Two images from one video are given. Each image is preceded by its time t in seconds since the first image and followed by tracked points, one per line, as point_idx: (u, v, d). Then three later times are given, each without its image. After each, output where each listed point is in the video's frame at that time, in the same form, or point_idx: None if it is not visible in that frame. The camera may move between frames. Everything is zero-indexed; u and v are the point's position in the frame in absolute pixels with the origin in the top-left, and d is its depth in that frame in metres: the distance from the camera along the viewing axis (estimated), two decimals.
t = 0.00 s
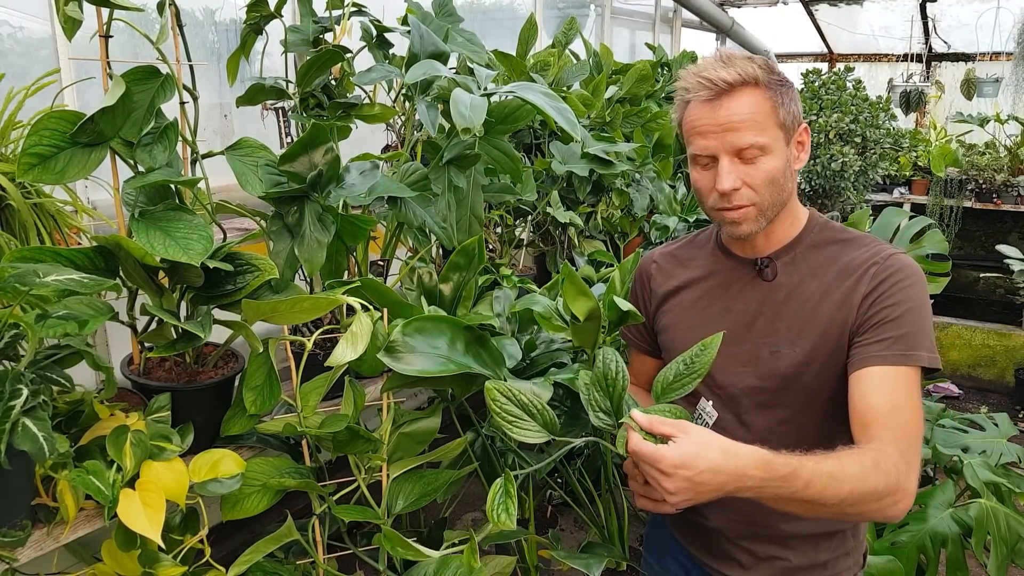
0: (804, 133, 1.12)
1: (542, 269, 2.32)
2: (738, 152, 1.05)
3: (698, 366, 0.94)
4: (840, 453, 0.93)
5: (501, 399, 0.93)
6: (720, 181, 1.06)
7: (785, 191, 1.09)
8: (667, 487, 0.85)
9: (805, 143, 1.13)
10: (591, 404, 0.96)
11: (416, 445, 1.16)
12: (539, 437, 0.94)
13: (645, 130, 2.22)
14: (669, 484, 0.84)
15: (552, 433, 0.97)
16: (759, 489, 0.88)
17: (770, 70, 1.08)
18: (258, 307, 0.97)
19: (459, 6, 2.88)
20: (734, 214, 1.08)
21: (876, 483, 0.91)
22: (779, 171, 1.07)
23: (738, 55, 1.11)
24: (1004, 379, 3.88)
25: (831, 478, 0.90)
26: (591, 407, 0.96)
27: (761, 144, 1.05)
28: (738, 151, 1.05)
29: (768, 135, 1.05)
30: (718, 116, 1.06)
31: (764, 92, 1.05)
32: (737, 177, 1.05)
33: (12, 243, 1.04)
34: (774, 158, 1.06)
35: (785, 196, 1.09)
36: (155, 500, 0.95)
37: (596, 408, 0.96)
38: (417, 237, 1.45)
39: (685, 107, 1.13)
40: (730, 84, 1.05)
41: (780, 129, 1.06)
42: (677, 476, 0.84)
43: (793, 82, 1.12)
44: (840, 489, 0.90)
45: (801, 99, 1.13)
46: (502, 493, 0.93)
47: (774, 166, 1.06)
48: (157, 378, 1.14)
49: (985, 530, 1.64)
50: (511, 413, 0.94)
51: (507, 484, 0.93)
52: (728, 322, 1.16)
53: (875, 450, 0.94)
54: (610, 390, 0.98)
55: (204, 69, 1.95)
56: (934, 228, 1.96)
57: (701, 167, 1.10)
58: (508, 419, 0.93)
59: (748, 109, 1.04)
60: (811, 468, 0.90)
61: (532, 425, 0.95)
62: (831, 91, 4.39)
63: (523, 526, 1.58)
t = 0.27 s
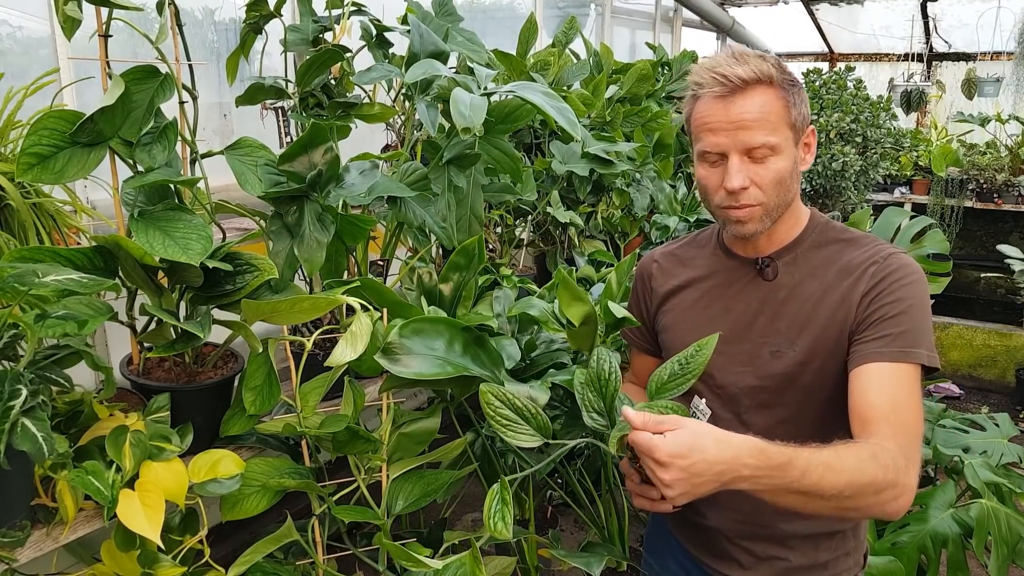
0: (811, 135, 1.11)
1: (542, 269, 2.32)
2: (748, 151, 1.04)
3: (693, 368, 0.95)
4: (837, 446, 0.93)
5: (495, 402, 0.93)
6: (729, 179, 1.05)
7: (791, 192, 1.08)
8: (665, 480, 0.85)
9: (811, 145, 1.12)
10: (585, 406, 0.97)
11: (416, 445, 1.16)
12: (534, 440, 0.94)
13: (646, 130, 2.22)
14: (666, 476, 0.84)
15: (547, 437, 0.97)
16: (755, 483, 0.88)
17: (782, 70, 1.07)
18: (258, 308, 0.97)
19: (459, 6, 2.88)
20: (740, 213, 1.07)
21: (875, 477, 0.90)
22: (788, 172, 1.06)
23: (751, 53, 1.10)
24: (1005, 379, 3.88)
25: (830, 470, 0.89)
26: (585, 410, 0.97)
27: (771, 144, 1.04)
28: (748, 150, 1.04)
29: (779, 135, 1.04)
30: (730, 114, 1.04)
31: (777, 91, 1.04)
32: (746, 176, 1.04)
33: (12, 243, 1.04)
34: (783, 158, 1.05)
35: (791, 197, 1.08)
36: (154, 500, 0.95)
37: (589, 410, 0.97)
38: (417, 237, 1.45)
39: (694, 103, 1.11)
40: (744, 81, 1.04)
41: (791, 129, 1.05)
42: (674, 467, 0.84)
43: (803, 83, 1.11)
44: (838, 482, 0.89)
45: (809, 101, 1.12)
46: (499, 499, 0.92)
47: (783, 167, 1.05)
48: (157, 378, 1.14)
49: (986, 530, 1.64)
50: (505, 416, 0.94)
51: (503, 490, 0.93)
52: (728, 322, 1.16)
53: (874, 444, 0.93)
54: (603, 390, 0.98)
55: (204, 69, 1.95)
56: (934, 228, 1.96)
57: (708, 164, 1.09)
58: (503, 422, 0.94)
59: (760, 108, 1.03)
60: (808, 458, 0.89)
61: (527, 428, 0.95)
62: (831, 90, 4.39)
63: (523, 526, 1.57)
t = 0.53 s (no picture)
0: (816, 137, 1.11)
1: (542, 269, 2.32)
2: (752, 152, 1.04)
3: (690, 368, 0.94)
4: (848, 458, 0.93)
5: (492, 404, 0.93)
6: (733, 182, 1.05)
7: (794, 194, 1.08)
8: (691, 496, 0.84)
9: (816, 146, 1.12)
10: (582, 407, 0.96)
11: (416, 445, 1.16)
12: (530, 441, 0.94)
13: (646, 130, 2.22)
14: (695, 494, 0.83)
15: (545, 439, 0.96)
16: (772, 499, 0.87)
17: (789, 71, 1.07)
18: (258, 308, 0.97)
19: (459, 6, 2.88)
20: (742, 214, 1.07)
21: (880, 491, 0.90)
22: (791, 174, 1.06)
23: (758, 52, 1.09)
24: (1005, 380, 3.88)
25: (843, 484, 0.89)
26: (582, 410, 0.97)
27: (776, 146, 1.03)
28: (752, 152, 1.04)
29: (784, 137, 1.04)
30: (736, 115, 1.04)
31: (784, 93, 1.04)
32: (749, 178, 1.04)
33: (12, 243, 1.04)
34: (787, 160, 1.05)
35: (793, 199, 1.08)
36: (155, 500, 0.95)
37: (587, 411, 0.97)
38: (417, 237, 1.45)
39: (699, 102, 1.11)
40: (751, 82, 1.03)
41: (796, 132, 1.05)
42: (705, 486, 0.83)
43: (809, 84, 1.10)
44: (850, 495, 0.89)
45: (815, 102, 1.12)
46: (497, 500, 0.92)
47: (786, 169, 1.05)
48: (157, 378, 1.14)
49: (986, 530, 1.64)
50: (502, 417, 0.94)
51: (501, 491, 0.93)
52: (728, 322, 1.16)
53: (882, 454, 0.93)
54: (601, 392, 0.98)
55: (204, 69, 1.95)
56: (934, 228, 1.96)
57: (712, 165, 1.09)
58: (501, 424, 0.93)
59: (767, 109, 1.02)
60: (823, 473, 0.89)
61: (523, 430, 0.95)
62: (831, 90, 4.39)
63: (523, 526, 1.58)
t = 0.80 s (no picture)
0: (814, 139, 1.11)
1: (542, 269, 2.32)
2: (749, 154, 1.04)
3: (687, 366, 0.96)
4: (872, 484, 1.01)
5: (490, 403, 0.94)
6: (728, 183, 1.05)
7: (791, 196, 1.08)
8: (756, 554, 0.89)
9: (814, 149, 1.12)
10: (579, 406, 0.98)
11: (416, 444, 1.16)
12: (530, 439, 0.94)
13: (645, 130, 2.22)
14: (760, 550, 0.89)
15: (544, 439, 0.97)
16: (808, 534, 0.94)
17: (786, 73, 1.07)
18: (258, 307, 0.97)
19: (459, 6, 2.88)
20: (738, 216, 1.07)
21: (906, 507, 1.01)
22: (788, 176, 1.06)
23: (755, 54, 1.09)
24: (1004, 380, 3.88)
25: (874, 516, 0.98)
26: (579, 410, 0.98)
27: (772, 148, 1.04)
28: (748, 154, 1.04)
29: (780, 140, 1.04)
30: (732, 117, 1.04)
31: (780, 95, 1.04)
32: (745, 180, 1.05)
33: (13, 243, 1.04)
34: (783, 162, 1.05)
35: (790, 201, 1.08)
36: (155, 500, 0.95)
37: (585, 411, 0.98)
38: (417, 237, 1.45)
39: (696, 104, 1.11)
40: (747, 84, 1.03)
41: (792, 134, 1.05)
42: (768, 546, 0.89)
43: (808, 87, 1.10)
44: (878, 521, 0.99)
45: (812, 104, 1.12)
46: (494, 499, 0.93)
47: (782, 172, 1.05)
48: (157, 378, 1.14)
49: (985, 530, 1.64)
50: (501, 416, 0.94)
51: (497, 490, 0.94)
52: (730, 323, 1.16)
53: (902, 471, 1.02)
54: (598, 391, 1.00)
55: (204, 69, 1.95)
56: (934, 228, 1.96)
57: (708, 167, 1.09)
58: (500, 423, 0.94)
59: (763, 112, 1.03)
60: (858, 513, 0.97)
61: (522, 428, 0.96)
62: (831, 91, 4.39)
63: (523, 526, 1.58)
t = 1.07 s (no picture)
0: (817, 142, 1.11)
1: (542, 269, 2.32)
2: (752, 161, 1.04)
3: (693, 368, 0.97)
4: (890, 480, 1.06)
5: (493, 405, 0.94)
6: (732, 189, 1.05)
7: (794, 200, 1.08)
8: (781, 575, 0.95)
9: (818, 151, 1.12)
10: (584, 406, 0.99)
11: (416, 444, 1.16)
12: (531, 440, 0.94)
13: (645, 130, 2.22)
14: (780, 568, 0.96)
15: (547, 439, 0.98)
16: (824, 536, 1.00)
17: (791, 77, 1.06)
18: (258, 308, 0.97)
19: (459, 6, 2.88)
20: (741, 221, 1.07)
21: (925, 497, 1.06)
22: (791, 182, 1.06)
23: (759, 57, 1.09)
24: (1004, 380, 3.88)
25: (892, 512, 1.04)
26: (582, 410, 0.98)
27: (776, 155, 1.04)
28: (752, 160, 1.04)
29: (783, 146, 1.04)
30: (735, 124, 1.04)
31: (783, 101, 1.04)
32: (748, 186, 1.05)
33: (13, 243, 1.04)
34: (787, 168, 1.05)
35: (793, 205, 1.08)
36: (155, 500, 0.95)
37: (588, 411, 0.99)
38: (417, 237, 1.45)
39: (699, 108, 1.10)
40: (751, 90, 1.03)
41: (796, 139, 1.05)
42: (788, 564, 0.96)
43: (812, 89, 1.10)
44: (897, 515, 1.04)
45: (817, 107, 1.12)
46: (497, 500, 0.93)
47: (786, 177, 1.05)
48: (157, 378, 1.14)
49: (985, 530, 1.64)
50: (502, 416, 0.94)
51: (500, 491, 0.94)
52: (734, 323, 1.16)
53: (919, 464, 1.07)
54: (602, 391, 1.00)
55: (204, 69, 1.95)
56: (934, 228, 1.96)
57: (711, 172, 1.09)
58: (501, 425, 0.94)
59: (766, 118, 1.03)
60: (876, 511, 1.03)
61: (524, 429, 0.96)
62: (831, 91, 4.39)
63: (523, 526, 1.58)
